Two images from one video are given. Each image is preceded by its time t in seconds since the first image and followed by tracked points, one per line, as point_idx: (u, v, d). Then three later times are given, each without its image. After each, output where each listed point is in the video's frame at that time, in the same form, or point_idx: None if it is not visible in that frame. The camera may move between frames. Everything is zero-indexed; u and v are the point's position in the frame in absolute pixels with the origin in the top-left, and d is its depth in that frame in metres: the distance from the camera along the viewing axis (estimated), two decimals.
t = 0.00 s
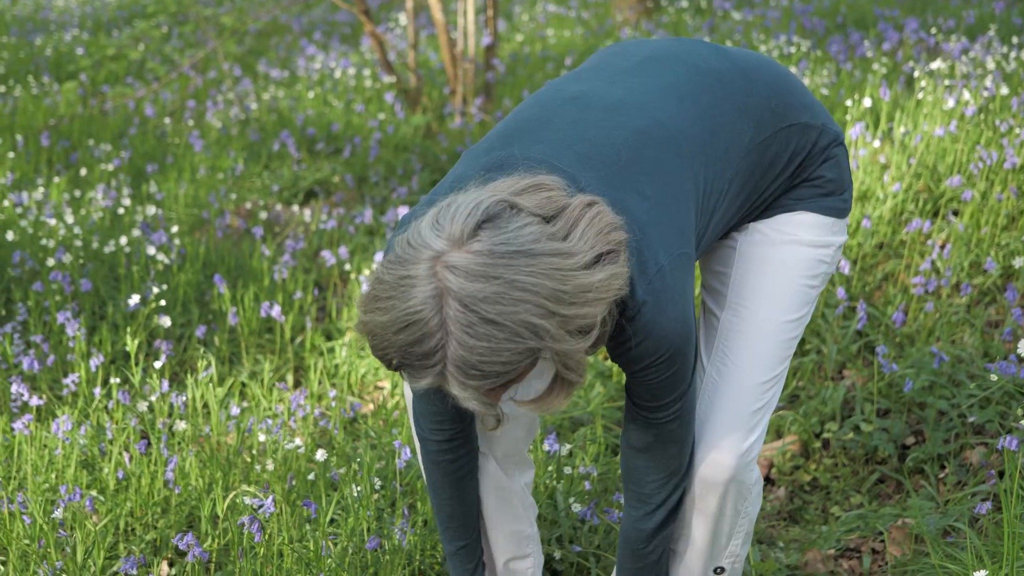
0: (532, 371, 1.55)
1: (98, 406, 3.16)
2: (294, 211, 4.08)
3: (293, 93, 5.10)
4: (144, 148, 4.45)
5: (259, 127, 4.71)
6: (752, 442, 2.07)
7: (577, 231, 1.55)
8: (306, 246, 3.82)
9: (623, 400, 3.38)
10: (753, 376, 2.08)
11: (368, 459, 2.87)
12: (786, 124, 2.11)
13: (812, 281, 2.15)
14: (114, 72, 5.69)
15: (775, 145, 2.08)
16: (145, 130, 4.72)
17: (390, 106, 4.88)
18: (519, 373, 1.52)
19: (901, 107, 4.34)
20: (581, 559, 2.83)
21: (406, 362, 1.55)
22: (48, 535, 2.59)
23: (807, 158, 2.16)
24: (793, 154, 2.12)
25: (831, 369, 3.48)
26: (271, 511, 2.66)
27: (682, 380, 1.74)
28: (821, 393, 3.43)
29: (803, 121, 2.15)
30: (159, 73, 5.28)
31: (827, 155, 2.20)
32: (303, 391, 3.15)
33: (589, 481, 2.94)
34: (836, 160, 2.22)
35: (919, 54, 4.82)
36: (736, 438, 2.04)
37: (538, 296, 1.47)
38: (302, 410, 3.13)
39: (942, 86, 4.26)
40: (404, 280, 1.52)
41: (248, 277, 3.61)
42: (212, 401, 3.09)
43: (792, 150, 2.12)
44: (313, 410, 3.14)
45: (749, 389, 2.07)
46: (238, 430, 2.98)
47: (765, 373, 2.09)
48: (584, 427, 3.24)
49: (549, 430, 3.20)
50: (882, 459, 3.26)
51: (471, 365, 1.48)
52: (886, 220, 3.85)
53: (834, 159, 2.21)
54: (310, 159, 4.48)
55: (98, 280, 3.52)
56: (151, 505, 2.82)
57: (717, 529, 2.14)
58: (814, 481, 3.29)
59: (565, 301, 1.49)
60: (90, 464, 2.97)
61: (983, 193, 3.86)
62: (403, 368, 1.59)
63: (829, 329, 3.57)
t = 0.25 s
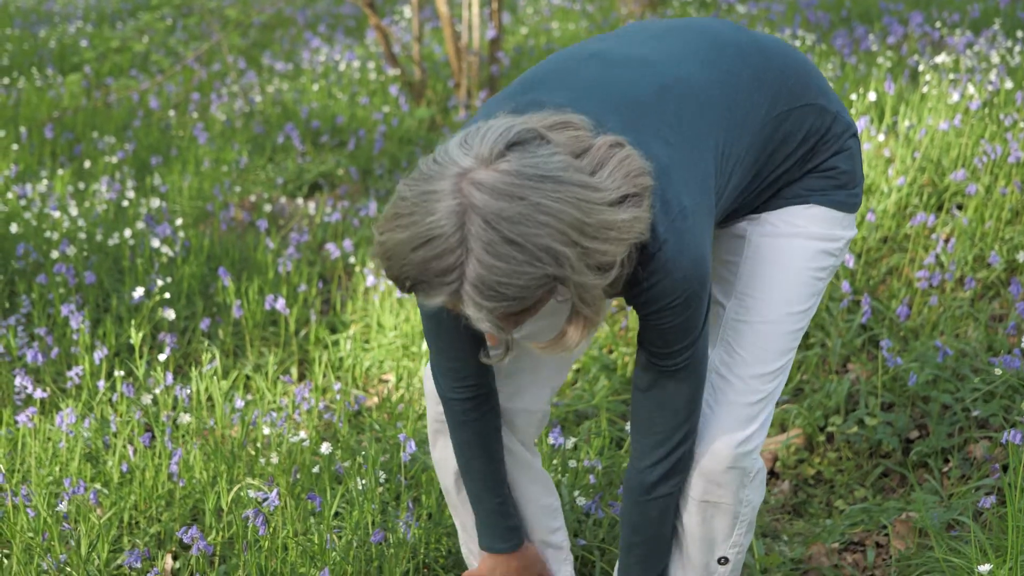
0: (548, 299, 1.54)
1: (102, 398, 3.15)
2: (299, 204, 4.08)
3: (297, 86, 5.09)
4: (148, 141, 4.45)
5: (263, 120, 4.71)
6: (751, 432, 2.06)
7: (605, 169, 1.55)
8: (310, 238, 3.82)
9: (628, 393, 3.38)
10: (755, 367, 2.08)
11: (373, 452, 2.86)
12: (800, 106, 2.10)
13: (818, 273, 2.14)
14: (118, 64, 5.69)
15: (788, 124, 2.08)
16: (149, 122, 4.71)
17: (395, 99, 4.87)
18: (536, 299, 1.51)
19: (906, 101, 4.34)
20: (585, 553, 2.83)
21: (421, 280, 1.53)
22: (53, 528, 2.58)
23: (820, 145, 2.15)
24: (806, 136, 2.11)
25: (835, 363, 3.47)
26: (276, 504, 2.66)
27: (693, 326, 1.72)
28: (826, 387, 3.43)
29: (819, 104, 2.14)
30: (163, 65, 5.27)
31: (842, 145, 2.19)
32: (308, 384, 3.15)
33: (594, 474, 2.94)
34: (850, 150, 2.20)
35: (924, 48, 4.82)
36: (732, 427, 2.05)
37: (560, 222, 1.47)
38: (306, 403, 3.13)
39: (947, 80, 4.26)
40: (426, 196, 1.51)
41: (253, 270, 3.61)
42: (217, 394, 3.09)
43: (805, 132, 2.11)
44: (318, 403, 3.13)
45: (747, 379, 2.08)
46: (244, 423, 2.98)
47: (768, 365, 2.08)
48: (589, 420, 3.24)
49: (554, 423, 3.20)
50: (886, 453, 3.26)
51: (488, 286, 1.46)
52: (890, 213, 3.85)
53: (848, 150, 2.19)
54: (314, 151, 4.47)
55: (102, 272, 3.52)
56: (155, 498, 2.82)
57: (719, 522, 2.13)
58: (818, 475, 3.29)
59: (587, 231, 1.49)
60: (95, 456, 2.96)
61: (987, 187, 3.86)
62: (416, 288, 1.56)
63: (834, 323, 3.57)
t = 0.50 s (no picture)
0: (572, 116, 1.50)
1: (100, 398, 3.14)
2: (298, 202, 4.07)
3: (297, 84, 5.09)
4: (147, 138, 4.44)
5: (263, 118, 4.70)
6: (737, 425, 2.04)
7: (638, 15, 1.56)
8: (310, 237, 3.81)
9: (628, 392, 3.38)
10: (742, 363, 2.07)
11: (372, 452, 2.86)
12: (810, 69, 2.07)
13: (809, 267, 2.14)
14: (118, 62, 5.68)
15: (794, 81, 2.05)
16: (149, 120, 4.70)
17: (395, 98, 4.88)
18: (561, 110, 1.47)
19: (906, 101, 4.36)
20: (585, 553, 2.82)
21: (445, 78, 1.48)
22: (51, 528, 2.57)
23: (821, 125, 2.13)
24: (806, 103, 2.09)
25: (834, 362, 3.48)
26: (274, 504, 2.65)
27: (704, 205, 1.70)
28: (825, 386, 3.44)
29: (826, 77, 2.12)
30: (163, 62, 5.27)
31: (842, 129, 2.17)
32: (308, 384, 3.14)
33: (594, 474, 2.94)
34: (849, 136, 2.18)
35: (923, 48, 4.84)
36: (716, 419, 2.03)
37: (596, 33, 1.44)
38: (306, 402, 3.12)
39: (946, 81, 4.27)
40: None
41: (252, 268, 3.61)
42: (216, 393, 3.08)
43: (807, 98, 2.08)
44: (318, 403, 3.13)
45: (730, 373, 2.07)
46: (244, 422, 2.97)
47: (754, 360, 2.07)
48: (589, 419, 3.24)
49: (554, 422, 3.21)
50: (885, 452, 3.27)
51: (517, 86, 1.42)
52: (889, 213, 3.86)
53: (847, 135, 2.18)
54: (314, 150, 4.47)
55: (101, 270, 3.51)
56: (153, 498, 2.81)
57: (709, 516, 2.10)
58: (817, 474, 3.29)
59: (620, 55, 1.48)
60: (92, 456, 2.95)
61: (985, 187, 3.87)
62: (435, 90, 1.51)
63: (833, 322, 3.58)
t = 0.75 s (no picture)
0: None
1: (86, 400, 3.14)
2: (286, 203, 4.08)
3: (286, 84, 5.09)
4: (135, 139, 4.44)
5: (252, 119, 4.70)
6: (697, 428, 2.03)
7: None
8: (298, 238, 3.82)
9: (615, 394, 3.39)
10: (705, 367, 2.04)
11: (358, 454, 2.86)
12: (796, 31, 2.03)
13: (777, 267, 2.09)
14: (106, 62, 5.68)
15: (774, 36, 2.00)
16: (136, 120, 4.70)
17: (383, 98, 4.88)
18: None
19: (892, 103, 4.38)
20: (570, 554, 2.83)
21: None
22: (35, 531, 2.57)
23: (797, 102, 2.06)
24: (785, 62, 2.02)
25: (820, 363, 3.50)
26: (259, 507, 2.65)
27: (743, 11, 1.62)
28: (811, 387, 3.46)
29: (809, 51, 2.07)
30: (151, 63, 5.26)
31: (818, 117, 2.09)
32: (294, 386, 3.14)
33: (580, 475, 2.94)
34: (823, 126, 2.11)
35: (910, 51, 4.86)
36: (677, 424, 2.02)
37: None
38: (292, 404, 3.13)
39: (932, 83, 4.30)
40: None
41: (239, 269, 3.61)
42: (202, 395, 3.08)
43: (788, 58, 2.02)
44: (304, 405, 3.13)
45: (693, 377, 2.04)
46: (230, 425, 2.97)
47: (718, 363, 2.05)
48: (576, 421, 3.25)
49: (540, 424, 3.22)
50: (870, 454, 3.28)
51: None
52: (875, 215, 3.88)
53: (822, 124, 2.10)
54: (303, 150, 4.47)
55: (87, 272, 3.51)
56: (139, 500, 2.81)
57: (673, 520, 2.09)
58: (803, 475, 3.31)
59: None
60: (77, 458, 2.95)
61: (971, 189, 3.89)
62: None
63: (819, 323, 3.60)
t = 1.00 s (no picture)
0: None
1: (72, 399, 3.13)
2: (272, 203, 4.08)
3: (270, 85, 5.09)
4: (120, 140, 4.44)
5: (237, 119, 4.70)
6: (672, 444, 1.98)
7: None
8: (283, 238, 3.82)
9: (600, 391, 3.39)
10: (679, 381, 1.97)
11: (344, 452, 2.85)
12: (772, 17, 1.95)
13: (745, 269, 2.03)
14: (90, 64, 5.67)
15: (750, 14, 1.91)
16: (121, 121, 4.70)
17: (368, 99, 4.89)
18: None
19: (876, 101, 4.39)
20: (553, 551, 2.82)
21: None
22: (22, 530, 2.56)
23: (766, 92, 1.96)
24: (756, 44, 1.93)
25: (805, 361, 3.50)
26: (246, 505, 2.65)
27: None
28: (797, 384, 3.46)
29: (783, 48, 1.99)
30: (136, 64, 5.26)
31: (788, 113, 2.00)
32: (279, 384, 3.14)
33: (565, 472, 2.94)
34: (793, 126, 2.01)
35: (893, 48, 4.88)
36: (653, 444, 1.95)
37: None
38: (278, 403, 3.13)
39: (916, 81, 4.31)
40: None
41: (225, 269, 3.61)
42: (188, 394, 3.07)
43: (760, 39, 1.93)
44: (289, 404, 3.13)
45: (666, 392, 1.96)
46: (214, 423, 2.97)
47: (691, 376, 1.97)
48: (561, 419, 3.25)
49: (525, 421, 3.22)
50: (856, 451, 3.28)
51: None
52: (860, 212, 3.89)
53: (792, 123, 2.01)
54: (288, 150, 4.47)
55: (73, 273, 3.51)
56: (125, 499, 2.80)
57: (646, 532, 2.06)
58: (789, 472, 3.30)
59: None
60: (63, 457, 2.95)
61: (955, 186, 3.90)
62: None
63: (804, 321, 3.60)
